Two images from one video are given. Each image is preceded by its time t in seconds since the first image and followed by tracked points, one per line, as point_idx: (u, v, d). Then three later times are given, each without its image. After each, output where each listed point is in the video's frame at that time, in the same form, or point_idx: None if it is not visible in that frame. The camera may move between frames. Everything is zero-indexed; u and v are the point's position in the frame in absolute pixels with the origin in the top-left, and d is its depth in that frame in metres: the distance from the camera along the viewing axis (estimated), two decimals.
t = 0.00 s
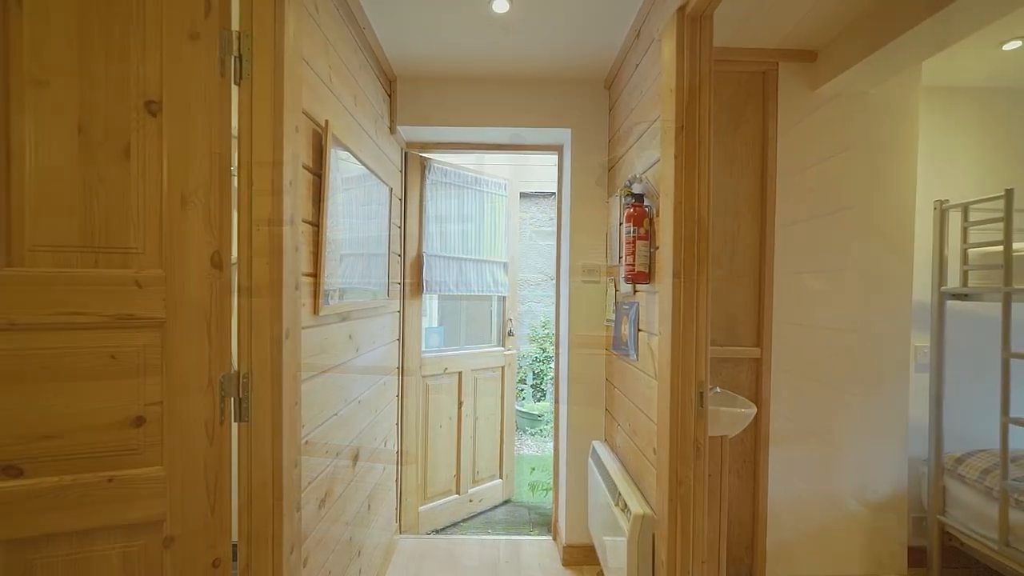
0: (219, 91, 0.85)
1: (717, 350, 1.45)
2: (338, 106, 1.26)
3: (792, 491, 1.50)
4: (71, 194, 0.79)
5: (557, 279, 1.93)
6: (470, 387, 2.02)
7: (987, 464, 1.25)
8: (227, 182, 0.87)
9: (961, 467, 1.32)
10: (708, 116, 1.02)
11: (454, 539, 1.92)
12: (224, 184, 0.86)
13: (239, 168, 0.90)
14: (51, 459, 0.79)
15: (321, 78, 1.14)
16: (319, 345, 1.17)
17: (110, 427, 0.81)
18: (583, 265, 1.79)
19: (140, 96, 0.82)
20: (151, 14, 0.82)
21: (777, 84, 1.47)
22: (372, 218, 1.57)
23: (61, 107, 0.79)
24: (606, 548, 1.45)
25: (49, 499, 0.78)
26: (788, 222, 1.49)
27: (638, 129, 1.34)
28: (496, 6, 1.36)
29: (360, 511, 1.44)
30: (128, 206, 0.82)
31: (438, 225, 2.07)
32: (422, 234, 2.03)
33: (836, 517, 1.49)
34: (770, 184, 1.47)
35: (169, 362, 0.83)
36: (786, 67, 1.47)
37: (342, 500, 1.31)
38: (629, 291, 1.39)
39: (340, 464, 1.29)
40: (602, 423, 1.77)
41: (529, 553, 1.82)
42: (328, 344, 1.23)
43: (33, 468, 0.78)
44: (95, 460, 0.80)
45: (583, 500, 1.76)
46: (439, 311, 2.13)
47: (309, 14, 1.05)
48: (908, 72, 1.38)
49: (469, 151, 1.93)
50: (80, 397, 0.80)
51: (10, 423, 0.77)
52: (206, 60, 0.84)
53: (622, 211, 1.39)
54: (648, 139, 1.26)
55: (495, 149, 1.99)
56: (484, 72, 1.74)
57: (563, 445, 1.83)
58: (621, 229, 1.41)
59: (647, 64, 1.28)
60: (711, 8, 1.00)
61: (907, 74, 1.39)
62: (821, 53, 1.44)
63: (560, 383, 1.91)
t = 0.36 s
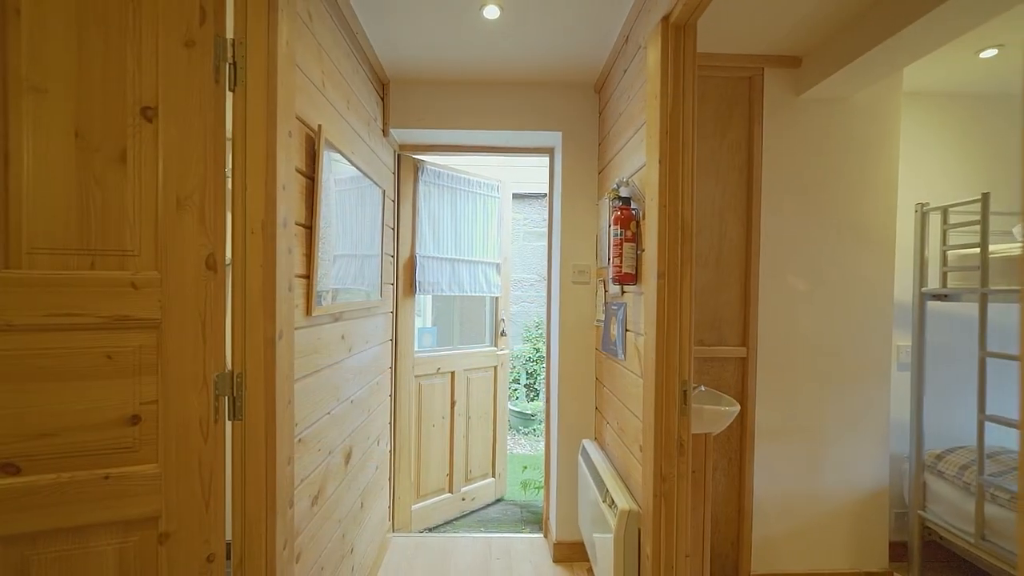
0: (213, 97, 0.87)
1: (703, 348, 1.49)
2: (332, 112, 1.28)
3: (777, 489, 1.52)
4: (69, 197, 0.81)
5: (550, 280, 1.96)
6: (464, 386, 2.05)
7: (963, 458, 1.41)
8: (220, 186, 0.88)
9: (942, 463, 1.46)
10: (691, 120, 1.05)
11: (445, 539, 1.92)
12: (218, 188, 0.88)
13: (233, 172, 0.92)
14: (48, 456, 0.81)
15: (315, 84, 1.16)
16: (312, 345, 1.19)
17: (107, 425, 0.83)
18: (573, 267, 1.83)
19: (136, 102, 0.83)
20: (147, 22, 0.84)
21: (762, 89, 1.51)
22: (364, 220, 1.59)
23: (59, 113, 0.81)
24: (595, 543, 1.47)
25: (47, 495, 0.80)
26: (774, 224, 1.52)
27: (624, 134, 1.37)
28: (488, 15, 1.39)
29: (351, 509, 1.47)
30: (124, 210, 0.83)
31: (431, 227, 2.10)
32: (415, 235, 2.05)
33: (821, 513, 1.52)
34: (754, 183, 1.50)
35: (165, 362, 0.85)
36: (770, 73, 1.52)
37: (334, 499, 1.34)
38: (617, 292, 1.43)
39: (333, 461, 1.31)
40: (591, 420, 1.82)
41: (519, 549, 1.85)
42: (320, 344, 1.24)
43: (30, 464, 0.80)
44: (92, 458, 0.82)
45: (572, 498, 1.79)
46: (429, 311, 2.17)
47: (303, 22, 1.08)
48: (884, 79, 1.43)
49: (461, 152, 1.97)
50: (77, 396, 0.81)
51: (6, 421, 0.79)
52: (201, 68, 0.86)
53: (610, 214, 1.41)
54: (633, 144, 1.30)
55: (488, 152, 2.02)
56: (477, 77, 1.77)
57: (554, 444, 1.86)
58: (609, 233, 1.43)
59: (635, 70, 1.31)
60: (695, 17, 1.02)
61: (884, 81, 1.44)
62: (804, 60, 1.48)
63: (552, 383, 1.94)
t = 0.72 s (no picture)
0: (197, 101, 0.88)
1: (683, 348, 1.53)
2: (317, 114, 1.30)
3: (755, 484, 1.56)
4: (53, 200, 0.82)
5: (535, 281, 1.99)
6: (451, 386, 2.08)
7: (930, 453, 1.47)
8: (206, 188, 0.90)
9: (910, 457, 1.53)
10: (668, 128, 1.08)
11: (431, 537, 1.93)
12: (203, 191, 0.89)
13: (217, 174, 0.93)
14: (31, 455, 0.81)
15: (300, 87, 1.17)
16: (297, 345, 1.20)
17: (90, 425, 0.84)
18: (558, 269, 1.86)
19: (121, 106, 0.84)
20: (132, 27, 0.85)
21: (739, 96, 1.56)
22: (351, 221, 1.60)
23: (42, 115, 0.81)
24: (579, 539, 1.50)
25: (31, 494, 0.80)
26: (754, 228, 1.56)
27: (606, 138, 1.41)
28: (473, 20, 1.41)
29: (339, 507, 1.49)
30: (107, 211, 0.84)
31: (418, 229, 2.12)
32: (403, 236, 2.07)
33: (796, 506, 1.57)
34: (732, 189, 1.55)
35: (149, 363, 0.86)
36: (748, 80, 1.56)
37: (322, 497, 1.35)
38: (600, 293, 1.47)
39: (318, 460, 1.32)
40: (575, 419, 1.85)
41: (507, 544, 1.88)
42: (306, 344, 1.25)
43: (14, 463, 0.80)
44: (75, 457, 0.83)
45: (557, 495, 1.82)
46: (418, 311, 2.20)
47: (288, 27, 1.10)
48: (855, 88, 1.48)
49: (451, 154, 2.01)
50: (60, 396, 0.82)
51: None
52: (186, 72, 0.87)
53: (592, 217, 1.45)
54: (614, 148, 1.33)
55: (476, 153, 2.05)
56: (463, 80, 1.79)
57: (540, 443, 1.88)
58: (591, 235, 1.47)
59: (616, 76, 1.35)
60: (671, 28, 1.06)
61: (855, 89, 1.49)
62: (780, 68, 1.53)
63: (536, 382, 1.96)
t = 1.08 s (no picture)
0: (168, 103, 0.88)
1: (653, 346, 1.59)
2: (291, 115, 1.30)
3: (721, 477, 1.62)
4: (19, 199, 0.81)
5: (512, 282, 2.03)
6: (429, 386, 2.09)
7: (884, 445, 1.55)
8: (178, 190, 0.91)
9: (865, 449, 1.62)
10: (634, 134, 1.13)
11: (408, 536, 1.94)
12: (174, 192, 0.90)
13: (190, 175, 0.93)
14: None
15: (273, 88, 1.18)
16: (271, 345, 1.20)
17: (57, 426, 0.83)
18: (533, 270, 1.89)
19: (89, 107, 0.84)
20: (101, 27, 0.84)
21: (707, 104, 1.61)
22: (326, 221, 1.60)
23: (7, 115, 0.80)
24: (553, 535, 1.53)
25: None
26: (720, 231, 1.63)
27: (579, 143, 1.45)
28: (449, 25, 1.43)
29: (314, 507, 1.49)
30: (76, 212, 0.84)
31: (396, 230, 2.13)
32: (381, 237, 2.07)
33: (759, 498, 1.64)
34: (699, 192, 1.61)
35: (118, 363, 0.86)
36: (714, 88, 1.62)
37: (296, 498, 1.36)
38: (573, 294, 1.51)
39: (292, 460, 1.32)
40: (550, 416, 1.89)
41: (484, 541, 1.91)
42: (279, 345, 1.26)
43: None
44: (41, 458, 0.82)
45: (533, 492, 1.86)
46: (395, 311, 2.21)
47: (262, 29, 1.10)
48: (815, 98, 1.56)
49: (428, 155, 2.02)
50: (25, 397, 0.81)
51: None
52: (156, 73, 0.87)
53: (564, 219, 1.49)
54: (585, 152, 1.37)
55: (453, 155, 2.07)
56: (440, 83, 1.81)
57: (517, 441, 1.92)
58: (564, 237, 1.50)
59: (588, 83, 1.38)
60: (638, 39, 1.10)
61: (814, 99, 1.57)
62: (744, 78, 1.59)
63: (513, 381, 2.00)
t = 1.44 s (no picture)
0: (115, 99, 0.86)
1: (612, 345, 1.65)
2: (249, 113, 1.28)
3: (676, 470, 1.70)
4: None
5: (477, 282, 2.05)
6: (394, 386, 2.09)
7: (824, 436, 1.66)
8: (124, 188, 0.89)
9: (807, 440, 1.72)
10: (589, 141, 1.17)
11: (371, 537, 1.93)
12: (122, 190, 0.88)
13: (139, 173, 0.91)
14: None
15: (229, 87, 1.16)
16: (227, 347, 1.18)
17: None
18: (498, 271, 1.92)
19: (28, 102, 0.82)
20: (43, 20, 0.82)
21: (662, 112, 1.68)
22: (287, 220, 1.58)
23: None
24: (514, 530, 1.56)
25: None
26: (675, 234, 1.70)
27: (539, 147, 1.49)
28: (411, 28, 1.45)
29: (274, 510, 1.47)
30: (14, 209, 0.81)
31: (359, 230, 2.12)
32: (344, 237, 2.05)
33: (712, 489, 1.72)
34: (655, 197, 1.67)
35: (60, 365, 0.84)
36: (669, 98, 1.69)
37: (255, 500, 1.34)
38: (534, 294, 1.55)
39: (249, 462, 1.31)
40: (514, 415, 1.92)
41: (448, 540, 1.92)
42: (235, 346, 1.24)
43: None
44: None
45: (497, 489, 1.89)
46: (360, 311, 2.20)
47: (217, 27, 1.09)
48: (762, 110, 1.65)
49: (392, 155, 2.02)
50: None
51: None
52: (102, 69, 0.85)
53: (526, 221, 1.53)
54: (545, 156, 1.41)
55: (418, 156, 2.07)
56: (403, 83, 1.81)
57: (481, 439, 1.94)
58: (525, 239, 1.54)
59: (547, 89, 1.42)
60: (592, 49, 1.14)
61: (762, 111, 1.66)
62: (697, 89, 1.67)
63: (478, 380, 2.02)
